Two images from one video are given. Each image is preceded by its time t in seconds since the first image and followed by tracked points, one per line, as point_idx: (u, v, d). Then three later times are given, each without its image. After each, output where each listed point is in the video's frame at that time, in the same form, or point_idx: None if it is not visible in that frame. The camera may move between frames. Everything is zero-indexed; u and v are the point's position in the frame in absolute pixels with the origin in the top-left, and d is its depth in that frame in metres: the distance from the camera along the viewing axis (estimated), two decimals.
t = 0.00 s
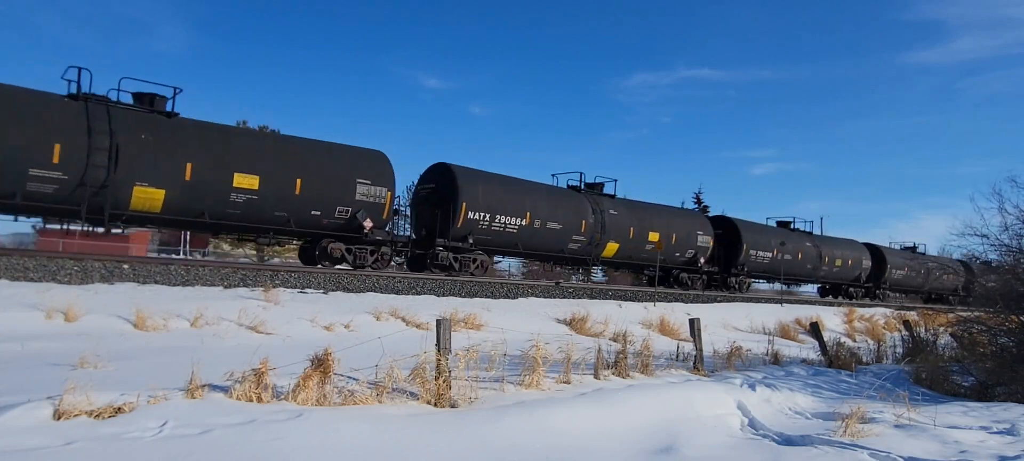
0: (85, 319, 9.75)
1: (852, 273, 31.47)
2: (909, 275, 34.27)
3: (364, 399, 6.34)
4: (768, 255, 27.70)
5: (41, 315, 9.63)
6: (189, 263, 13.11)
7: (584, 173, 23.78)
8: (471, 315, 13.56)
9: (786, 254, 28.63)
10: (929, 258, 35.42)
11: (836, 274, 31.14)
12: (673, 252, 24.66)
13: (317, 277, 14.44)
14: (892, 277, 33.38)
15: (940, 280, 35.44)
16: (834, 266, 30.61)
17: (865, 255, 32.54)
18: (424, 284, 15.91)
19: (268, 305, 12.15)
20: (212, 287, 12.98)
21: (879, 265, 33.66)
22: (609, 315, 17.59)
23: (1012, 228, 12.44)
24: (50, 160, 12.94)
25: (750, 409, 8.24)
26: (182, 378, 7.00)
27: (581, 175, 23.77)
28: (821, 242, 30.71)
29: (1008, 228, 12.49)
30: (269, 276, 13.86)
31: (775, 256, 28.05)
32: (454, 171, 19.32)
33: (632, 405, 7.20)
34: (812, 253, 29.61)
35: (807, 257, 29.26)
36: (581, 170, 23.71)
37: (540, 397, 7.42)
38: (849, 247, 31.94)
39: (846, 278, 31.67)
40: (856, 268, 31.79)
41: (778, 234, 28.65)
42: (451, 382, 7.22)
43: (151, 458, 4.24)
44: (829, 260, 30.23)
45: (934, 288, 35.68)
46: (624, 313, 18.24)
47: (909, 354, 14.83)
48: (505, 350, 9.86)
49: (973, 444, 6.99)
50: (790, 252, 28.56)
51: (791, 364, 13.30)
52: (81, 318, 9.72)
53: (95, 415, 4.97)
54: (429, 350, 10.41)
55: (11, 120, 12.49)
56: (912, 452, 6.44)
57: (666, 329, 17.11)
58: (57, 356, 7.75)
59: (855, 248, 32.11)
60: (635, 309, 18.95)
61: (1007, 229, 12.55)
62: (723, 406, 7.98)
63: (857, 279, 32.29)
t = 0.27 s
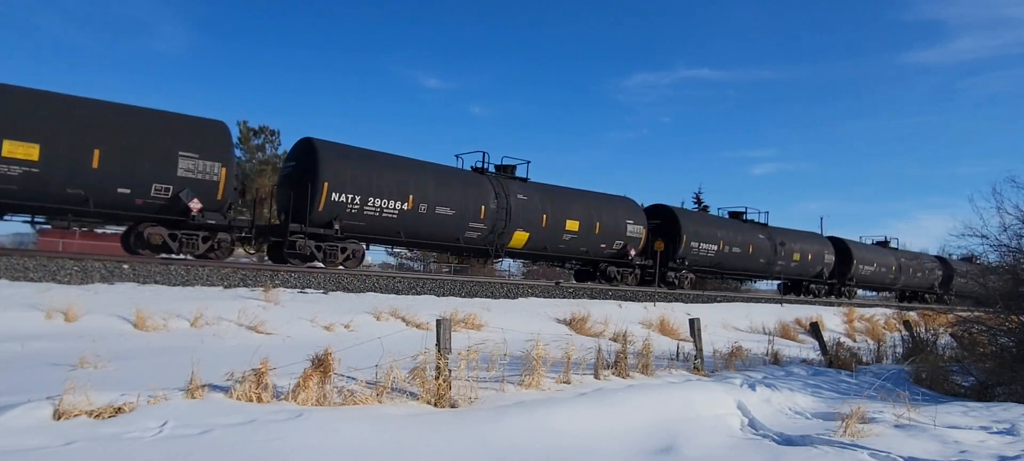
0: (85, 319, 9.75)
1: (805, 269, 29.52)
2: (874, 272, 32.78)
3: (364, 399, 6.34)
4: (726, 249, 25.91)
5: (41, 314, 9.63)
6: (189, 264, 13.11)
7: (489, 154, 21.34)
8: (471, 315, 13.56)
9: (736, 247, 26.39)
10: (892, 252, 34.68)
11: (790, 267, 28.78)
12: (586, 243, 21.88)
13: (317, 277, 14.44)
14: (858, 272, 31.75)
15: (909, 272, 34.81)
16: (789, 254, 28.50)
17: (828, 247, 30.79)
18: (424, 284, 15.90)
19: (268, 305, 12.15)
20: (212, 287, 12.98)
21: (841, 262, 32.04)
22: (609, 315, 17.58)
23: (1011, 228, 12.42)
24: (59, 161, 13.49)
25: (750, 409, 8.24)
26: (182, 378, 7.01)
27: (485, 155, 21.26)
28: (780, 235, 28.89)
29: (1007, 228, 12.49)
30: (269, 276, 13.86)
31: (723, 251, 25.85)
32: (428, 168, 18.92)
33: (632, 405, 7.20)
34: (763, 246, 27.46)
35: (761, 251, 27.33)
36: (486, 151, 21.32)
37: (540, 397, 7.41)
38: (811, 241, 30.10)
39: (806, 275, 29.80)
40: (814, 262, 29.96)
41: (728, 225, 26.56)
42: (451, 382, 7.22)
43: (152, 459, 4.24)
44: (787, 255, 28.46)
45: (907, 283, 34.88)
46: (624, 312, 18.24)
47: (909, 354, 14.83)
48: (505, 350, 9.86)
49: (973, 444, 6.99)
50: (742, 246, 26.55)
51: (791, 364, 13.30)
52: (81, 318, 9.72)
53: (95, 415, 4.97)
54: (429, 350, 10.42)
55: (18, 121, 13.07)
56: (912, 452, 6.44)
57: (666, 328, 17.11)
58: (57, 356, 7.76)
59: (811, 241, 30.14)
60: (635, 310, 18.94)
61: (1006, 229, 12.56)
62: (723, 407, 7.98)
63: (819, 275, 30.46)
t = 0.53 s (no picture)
0: (85, 319, 9.75)
1: (757, 264, 27.52)
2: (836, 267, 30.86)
3: (364, 399, 6.34)
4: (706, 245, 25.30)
5: (41, 315, 9.63)
6: (189, 263, 13.11)
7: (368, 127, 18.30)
8: (471, 315, 13.56)
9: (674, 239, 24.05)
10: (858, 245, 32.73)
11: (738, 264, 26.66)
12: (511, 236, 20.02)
13: (318, 277, 14.44)
14: (820, 267, 30.02)
15: (877, 268, 33.28)
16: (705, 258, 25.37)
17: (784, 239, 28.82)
18: (424, 284, 15.89)
19: (268, 305, 12.15)
20: (212, 288, 12.98)
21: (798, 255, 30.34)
22: (609, 314, 17.59)
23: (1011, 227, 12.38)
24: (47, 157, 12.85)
25: (750, 409, 8.24)
26: (182, 378, 7.01)
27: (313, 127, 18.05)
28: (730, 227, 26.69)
29: (1008, 228, 12.45)
30: (269, 276, 13.86)
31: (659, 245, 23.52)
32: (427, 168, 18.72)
33: (632, 405, 7.20)
34: (705, 238, 25.18)
35: (705, 246, 25.04)
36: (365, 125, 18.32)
37: (540, 397, 7.42)
38: (758, 230, 27.77)
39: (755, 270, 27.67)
40: (769, 255, 27.92)
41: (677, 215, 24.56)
42: (451, 382, 7.22)
43: (151, 458, 4.24)
44: (739, 247, 26.41)
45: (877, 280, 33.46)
46: (624, 312, 18.24)
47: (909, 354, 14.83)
48: (505, 350, 9.87)
49: (973, 444, 6.99)
50: (682, 239, 24.32)
51: (791, 364, 13.30)
52: (81, 318, 9.72)
53: (95, 415, 4.97)
54: (429, 350, 10.43)
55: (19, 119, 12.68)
56: (912, 452, 6.43)
57: (666, 328, 17.11)
58: (57, 356, 7.76)
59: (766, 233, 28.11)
60: (635, 309, 18.94)
61: (1007, 229, 12.51)
62: (723, 406, 7.98)
63: (775, 270, 28.61)
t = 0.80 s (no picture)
0: (85, 319, 9.75)
1: (693, 258, 25.51)
2: (795, 262, 29.27)
3: (364, 399, 6.34)
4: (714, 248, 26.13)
5: (41, 315, 9.63)
6: (189, 263, 13.11)
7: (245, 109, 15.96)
8: (471, 315, 13.57)
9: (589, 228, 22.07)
10: (820, 239, 31.12)
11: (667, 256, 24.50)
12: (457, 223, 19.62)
13: (318, 277, 14.44)
14: (773, 262, 28.26)
15: (840, 264, 31.48)
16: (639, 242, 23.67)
17: (729, 231, 27.12)
18: (424, 284, 15.90)
19: (268, 305, 12.14)
20: (212, 287, 12.98)
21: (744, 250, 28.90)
22: (609, 315, 17.59)
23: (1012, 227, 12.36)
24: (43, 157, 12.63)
25: (750, 409, 8.24)
26: (182, 378, 7.00)
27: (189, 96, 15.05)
28: (672, 219, 25.21)
29: (1009, 228, 12.45)
30: (269, 276, 13.86)
31: (578, 232, 21.80)
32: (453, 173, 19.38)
33: (632, 405, 7.20)
34: (637, 227, 23.57)
35: (639, 235, 23.60)
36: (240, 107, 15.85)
37: (540, 397, 7.42)
38: (702, 222, 26.22)
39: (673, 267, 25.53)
40: (714, 248, 26.28)
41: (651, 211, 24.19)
42: (451, 382, 7.22)
43: (151, 459, 4.24)
44: (668, 238, 24.53)
45: (842, 277, 31.73)
46: (624, 313, 18.24)
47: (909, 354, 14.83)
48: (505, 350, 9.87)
49: (973, 444, 6.99)
50: (609, 229, 22.62)
51: (791, 364, 13.31)
52: (81, 318, 9.72)
53: (95, 415, 4.97)
54: (429, 350, 10.43)
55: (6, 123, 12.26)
56: (912, 453, 6.44)
57: (666, 329, 17.11)
58: (57, 356, 7.76)
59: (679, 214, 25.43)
60: (635, 310, 18.95)
61: (1007, 230, 12.51)
62: (723, 406, 7.98)
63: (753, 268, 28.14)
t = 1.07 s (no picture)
0: (85, 319, 9.75)
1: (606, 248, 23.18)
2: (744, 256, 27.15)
3: (364, 399, 6.33)
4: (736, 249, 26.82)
5: (41, 314, 9.63)
6: (189, 263, 13.10)
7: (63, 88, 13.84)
8: (471, 315, 13.58)
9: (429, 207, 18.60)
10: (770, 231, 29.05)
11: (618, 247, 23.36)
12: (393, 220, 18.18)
13: (318, 277, 14.44)
14: (717, 256, 26.04)
15: (799, 258, 29.37)
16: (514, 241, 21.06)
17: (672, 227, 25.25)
18: (424, 284, 15.90)
19: (268, 305, 12.15)
20: (212, 287, 12.98)
21: (688, 241, 26.72)
22: (609, 315, 17.59)
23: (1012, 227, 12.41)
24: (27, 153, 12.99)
25: (750, 409, 8.25)
26: (182, 378, 7.00)
27: None
28: (597, 208, 23.13)
29: (1008, 228, 12.48)
30: (269, 276, 13.86)
31: (475, 219, 19.71)
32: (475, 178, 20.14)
33: (632, 405, 7.20)
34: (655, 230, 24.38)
35: (554, 225, 21.54)
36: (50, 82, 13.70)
37: (540, 397, 7.42)
38: (634, 211, 24.24)
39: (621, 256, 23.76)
40: (646, 241, 24.27)
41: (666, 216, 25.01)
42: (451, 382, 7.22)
43: (152, 459, 4.24)
44: (591, 226, 22.55)
45: (801, 272, 29.67)
46: (624, 313, 18.25)
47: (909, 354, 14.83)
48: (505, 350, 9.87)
49: (973, 444, 6.99)
50: (515, 215, 20.56)
51: (791, 364, 13.31)
52: (81, 318, 9.72)
53: (95, 415, 4.97)
54: (430, 350, 10.43)
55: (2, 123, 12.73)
56: (912, 452, 6.44)
57: (666, 328, 17.11)
58: (57, 356, 7.76)
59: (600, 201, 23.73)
60: (635, 309, 18.95)
61: (1007, 230, 12.51)
62: (723, 406, 7.98)
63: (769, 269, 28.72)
